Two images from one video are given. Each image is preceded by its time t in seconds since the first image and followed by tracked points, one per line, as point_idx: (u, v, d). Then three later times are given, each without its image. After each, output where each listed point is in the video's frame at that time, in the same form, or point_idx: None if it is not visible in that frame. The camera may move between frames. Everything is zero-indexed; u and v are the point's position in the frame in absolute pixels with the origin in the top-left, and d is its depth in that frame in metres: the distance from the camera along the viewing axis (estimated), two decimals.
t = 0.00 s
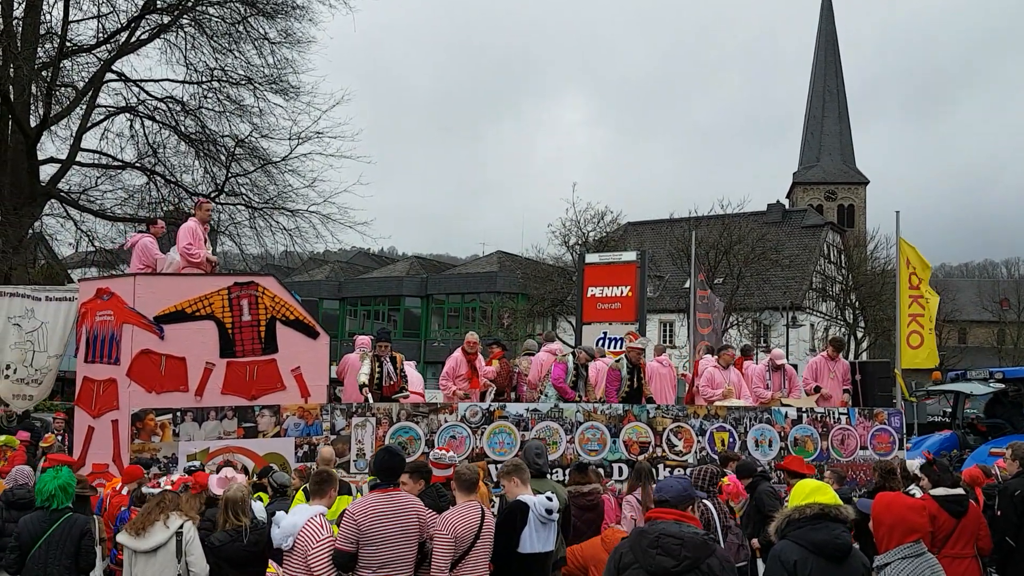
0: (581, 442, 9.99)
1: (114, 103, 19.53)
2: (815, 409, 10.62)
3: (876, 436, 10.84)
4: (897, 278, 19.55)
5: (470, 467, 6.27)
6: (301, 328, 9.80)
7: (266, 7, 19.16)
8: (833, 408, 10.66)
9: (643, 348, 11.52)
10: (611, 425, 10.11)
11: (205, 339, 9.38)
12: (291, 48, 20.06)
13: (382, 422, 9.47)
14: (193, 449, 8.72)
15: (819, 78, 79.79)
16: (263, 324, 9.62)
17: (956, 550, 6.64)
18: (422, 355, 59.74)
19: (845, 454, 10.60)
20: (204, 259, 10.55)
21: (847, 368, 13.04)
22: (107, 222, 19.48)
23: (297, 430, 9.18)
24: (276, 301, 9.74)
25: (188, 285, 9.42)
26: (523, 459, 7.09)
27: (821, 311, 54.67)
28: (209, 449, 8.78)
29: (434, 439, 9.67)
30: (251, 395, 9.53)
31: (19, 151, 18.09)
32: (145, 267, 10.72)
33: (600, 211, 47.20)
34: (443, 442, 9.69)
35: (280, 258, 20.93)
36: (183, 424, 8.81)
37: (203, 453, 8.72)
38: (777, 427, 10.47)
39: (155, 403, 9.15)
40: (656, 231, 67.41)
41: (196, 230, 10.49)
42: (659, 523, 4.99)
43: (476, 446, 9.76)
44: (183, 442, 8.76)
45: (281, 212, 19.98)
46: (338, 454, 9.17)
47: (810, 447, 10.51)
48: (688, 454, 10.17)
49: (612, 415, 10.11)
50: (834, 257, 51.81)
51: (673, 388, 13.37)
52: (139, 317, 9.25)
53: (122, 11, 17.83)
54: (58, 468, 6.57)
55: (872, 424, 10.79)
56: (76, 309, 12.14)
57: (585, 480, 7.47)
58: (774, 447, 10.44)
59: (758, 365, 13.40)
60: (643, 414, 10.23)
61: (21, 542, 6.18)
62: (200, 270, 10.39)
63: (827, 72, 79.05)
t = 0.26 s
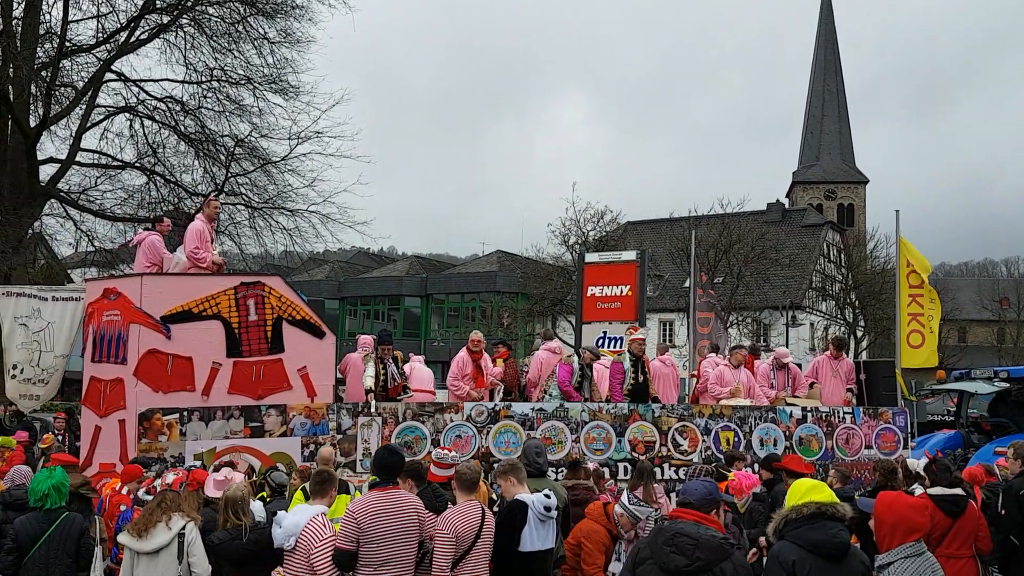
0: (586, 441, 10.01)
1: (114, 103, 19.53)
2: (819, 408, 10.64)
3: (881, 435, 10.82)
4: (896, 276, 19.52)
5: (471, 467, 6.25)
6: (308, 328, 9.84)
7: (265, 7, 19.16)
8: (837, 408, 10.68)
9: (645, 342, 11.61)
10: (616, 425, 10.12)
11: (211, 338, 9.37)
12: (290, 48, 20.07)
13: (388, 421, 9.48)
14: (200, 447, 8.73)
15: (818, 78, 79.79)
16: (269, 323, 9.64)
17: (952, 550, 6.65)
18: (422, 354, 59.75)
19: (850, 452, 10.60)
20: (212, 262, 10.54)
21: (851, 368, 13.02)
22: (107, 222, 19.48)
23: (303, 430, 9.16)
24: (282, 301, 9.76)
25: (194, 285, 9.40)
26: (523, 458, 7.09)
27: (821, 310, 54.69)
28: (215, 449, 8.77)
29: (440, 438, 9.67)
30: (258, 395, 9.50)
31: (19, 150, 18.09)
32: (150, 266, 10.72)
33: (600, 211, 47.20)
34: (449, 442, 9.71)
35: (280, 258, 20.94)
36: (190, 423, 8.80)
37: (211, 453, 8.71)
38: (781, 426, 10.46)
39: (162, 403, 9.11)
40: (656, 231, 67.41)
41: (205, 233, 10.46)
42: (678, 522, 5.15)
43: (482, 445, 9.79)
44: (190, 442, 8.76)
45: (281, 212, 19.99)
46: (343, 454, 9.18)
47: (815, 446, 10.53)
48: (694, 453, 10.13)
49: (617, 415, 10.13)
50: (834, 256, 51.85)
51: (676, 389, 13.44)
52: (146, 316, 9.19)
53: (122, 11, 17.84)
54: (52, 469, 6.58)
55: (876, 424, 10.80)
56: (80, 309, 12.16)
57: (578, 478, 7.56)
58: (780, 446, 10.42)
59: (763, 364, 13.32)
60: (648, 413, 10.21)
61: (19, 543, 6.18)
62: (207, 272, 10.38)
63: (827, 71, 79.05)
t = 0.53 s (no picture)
0: (594, 439, 10.03)
1: (115, 102, 19.54)
2: (827, 405, 10.61)
3: (888, 433, 10.77)
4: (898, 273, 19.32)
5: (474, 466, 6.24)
6: (316, 327, 9.83)
7: (266, 5, 19.16)
8: (844, 405, 10.66)
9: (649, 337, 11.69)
10: (624, 423, 10.14)
11: (220, 338, 9.37)
12: (291, 46, 20.06)
13: (397, 419, 9.54)
14: (209, 447, 8.77)
15: (820, 76, 79.71)
16: (277, 323, 9.63)
17: (946, 546, 6.65)
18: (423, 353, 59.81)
19: (857, 450, 10.60)
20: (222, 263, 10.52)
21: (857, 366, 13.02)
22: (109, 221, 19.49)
23: (312, 429, 9.18)
24: (291, 301, 9.75)
25: (204, 284, 9.41)
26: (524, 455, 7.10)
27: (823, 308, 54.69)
28: (224, 448, 8.81)
29: (449, 437, 9.70)
30: (267, 394, 9.52)
31: (21, 150, 18.11)
32: (159, 266, 10.72)
33: (601, 209, 47.20)
34: (458, 440, 9.73)
35: (282, 257, 20.95)
36: (199, 421, 8.82)
37: (219, 452, 8.75)
38: (789, 424, 10.44)
39: (172, 401, 9.14)
40: (657, 229, 67.42)
41: (216, 235, 10.45)
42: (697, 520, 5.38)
43: (490, 444, 9.81)
44: (199, 441, 8.79)
45: (282, 210, 19.99)
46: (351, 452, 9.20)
47: (822, 444, 10.51)
48: (702, 451, 10.14)
49: (624, 413, 10.14)
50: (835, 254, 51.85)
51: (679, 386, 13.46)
52: (155, 316, 9.23)
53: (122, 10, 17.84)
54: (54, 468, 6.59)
55: (884, 421, 10.78)
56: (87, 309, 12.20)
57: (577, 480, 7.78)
58: (787, 444, 10.40)
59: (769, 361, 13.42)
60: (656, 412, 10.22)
61: (23, 542, 6.13)
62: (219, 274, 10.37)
63: (828, 69, 78.97)
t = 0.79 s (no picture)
0: (603, 436, 10.03)
1: (118, 99, 19.56)
2: (835, 402, 10.63)
3: (896, 429, 10.81)
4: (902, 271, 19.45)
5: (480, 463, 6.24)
6: (326, 325, 9.98)
7: (269, 3, 19.16)
8: (853, 402, 10.65)
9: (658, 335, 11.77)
10: (633, 420, 10.14)
11: (231, 335, 9.41)
12: (294, 44, 20.07)
13: (406, 417, 9.70)
14: (220, 444, 8.73)
15: (823, 71, 79.55)
16: (288, 320, 9.72)
17: (947, 541, 6.66)
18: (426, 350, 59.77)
19: (865, 447, 10.61)
20: (234, 262, 10.49)
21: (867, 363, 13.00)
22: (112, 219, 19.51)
23: (322, 426, 9.28)
24: (301, 298, 9.84)
25: (215, 282, 9.43)
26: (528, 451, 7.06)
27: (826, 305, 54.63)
28: (235, 445, 8.82)
29: (458, 434, 9.73)
30: (277, 391, 9.60)
31: (24, 147, 18.14)
32: (169, 264, 10.72)
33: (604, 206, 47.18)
34: (467, 437, 9.76)
35: (285, 254, 20.95)
36: (210, 419, 8.81)
37: (230, 449, 8.73)
38: (797, 420, 10.47)
39: (183, 399, 9.09)
40: (660, 226, 67.37)
41: (228, 234, 10.41)
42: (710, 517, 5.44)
43: (500, 440, 9.83)
44: (209, 438, 8.76)
45: (285, 208, 19.99)
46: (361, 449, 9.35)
47: (831, 441, 10.53)
48: (711, 448, 10.15)
49: (633, 410, 10.14)
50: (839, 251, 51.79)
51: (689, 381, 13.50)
52: (167, 313, 9.20)
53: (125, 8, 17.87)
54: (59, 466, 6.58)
55: (892, 418, 10.79)
56: (98, 307, 12.26)
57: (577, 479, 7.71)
58: (796, 441, 10.43)
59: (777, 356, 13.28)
60: (665, 409, 10.23)
61: (30, 538, 6.17)
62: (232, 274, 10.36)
63: (831, 65, 78.82)
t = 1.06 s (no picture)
0: (609, 434, 10.05)
1: (118, 99, 19.57)
2: (841, 400, 10.64)
3: (902, 427, 10.82)
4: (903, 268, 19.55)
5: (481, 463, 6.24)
6: (334, 325, 9.94)
7: (268, 2, 19.16)
8: (859, 400, 10.66)
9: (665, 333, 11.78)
10: (639, 419, 10.14)
11: (238, 335, 9.42)
12: (294, 43, 20.06)
13: (413, 415, 9.65)
14: (227, 443, 8.70)
15: (823, 69, 79.44)
16: (294, 319, 9.70)
17: (949, 537, 6.69)
18: (427, 349, 59.78)
19: (871, 445, 10.61)
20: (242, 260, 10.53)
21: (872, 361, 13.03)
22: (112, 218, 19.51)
23: (329, 425, 9.25)
24: (307, 298, 9.80)
25: (222, 282, 9.45)
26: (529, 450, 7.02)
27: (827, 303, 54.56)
28: (244, 444, 8.78)
29: (464, 433, 9.76)
30: (285, 390, 9.57)
31: (24, 147, 18.16)
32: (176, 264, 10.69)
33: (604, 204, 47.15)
34: (473, 436, 9.80)
35: (286, 253, 20.95)
36: (218, 418, 8.86)
37: (238, 448, 8.69)
38: (803, 419, 10.46)
39: (190, 398, 9.13)
40: (660, 224, 67.33)
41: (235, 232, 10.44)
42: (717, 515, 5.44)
43: (506, 439, 9.87)
44: (218, 437, 8.77)
45: (286, 207, 19.98)
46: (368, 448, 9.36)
47: (837, 439, 10.56)
48: (717, 446, 10.16)
49: (639, 409, 10.14)
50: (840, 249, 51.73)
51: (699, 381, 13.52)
52: (173, 313, 9.24)
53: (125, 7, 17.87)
54: (66, 464, 6.58)
55: (898, 416, 10.80)
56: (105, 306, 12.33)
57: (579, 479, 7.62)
58: (801, 439, 10.44)
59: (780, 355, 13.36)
60: (671, 408, 10.24)
61: (33, 537, 6.20)
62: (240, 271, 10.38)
63: (831, 63, 78.73)
